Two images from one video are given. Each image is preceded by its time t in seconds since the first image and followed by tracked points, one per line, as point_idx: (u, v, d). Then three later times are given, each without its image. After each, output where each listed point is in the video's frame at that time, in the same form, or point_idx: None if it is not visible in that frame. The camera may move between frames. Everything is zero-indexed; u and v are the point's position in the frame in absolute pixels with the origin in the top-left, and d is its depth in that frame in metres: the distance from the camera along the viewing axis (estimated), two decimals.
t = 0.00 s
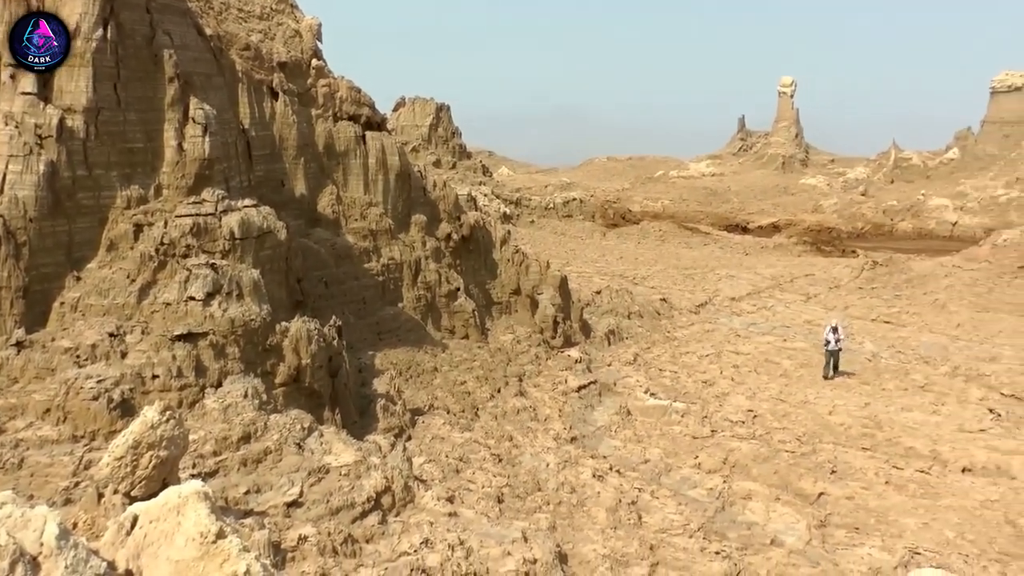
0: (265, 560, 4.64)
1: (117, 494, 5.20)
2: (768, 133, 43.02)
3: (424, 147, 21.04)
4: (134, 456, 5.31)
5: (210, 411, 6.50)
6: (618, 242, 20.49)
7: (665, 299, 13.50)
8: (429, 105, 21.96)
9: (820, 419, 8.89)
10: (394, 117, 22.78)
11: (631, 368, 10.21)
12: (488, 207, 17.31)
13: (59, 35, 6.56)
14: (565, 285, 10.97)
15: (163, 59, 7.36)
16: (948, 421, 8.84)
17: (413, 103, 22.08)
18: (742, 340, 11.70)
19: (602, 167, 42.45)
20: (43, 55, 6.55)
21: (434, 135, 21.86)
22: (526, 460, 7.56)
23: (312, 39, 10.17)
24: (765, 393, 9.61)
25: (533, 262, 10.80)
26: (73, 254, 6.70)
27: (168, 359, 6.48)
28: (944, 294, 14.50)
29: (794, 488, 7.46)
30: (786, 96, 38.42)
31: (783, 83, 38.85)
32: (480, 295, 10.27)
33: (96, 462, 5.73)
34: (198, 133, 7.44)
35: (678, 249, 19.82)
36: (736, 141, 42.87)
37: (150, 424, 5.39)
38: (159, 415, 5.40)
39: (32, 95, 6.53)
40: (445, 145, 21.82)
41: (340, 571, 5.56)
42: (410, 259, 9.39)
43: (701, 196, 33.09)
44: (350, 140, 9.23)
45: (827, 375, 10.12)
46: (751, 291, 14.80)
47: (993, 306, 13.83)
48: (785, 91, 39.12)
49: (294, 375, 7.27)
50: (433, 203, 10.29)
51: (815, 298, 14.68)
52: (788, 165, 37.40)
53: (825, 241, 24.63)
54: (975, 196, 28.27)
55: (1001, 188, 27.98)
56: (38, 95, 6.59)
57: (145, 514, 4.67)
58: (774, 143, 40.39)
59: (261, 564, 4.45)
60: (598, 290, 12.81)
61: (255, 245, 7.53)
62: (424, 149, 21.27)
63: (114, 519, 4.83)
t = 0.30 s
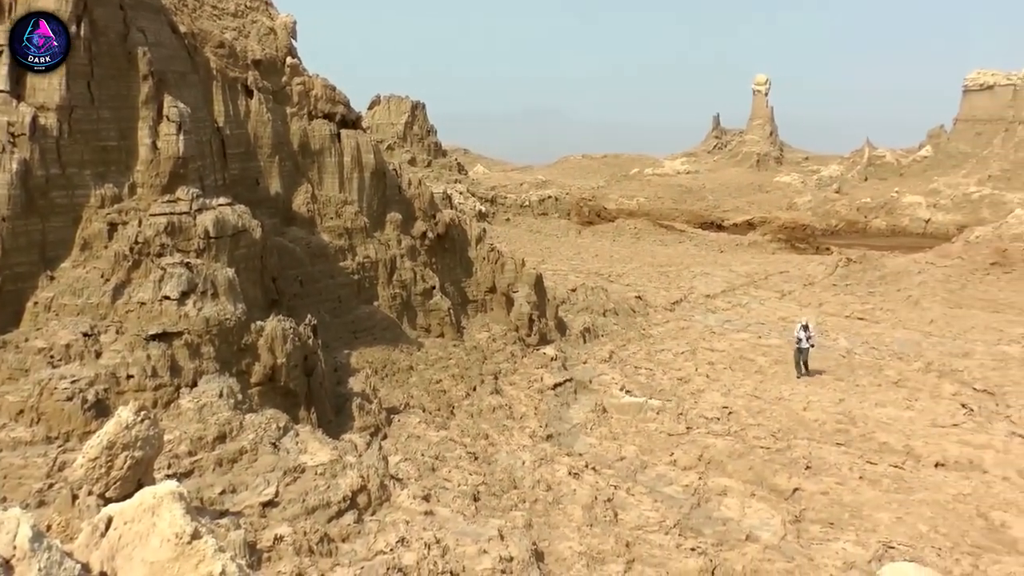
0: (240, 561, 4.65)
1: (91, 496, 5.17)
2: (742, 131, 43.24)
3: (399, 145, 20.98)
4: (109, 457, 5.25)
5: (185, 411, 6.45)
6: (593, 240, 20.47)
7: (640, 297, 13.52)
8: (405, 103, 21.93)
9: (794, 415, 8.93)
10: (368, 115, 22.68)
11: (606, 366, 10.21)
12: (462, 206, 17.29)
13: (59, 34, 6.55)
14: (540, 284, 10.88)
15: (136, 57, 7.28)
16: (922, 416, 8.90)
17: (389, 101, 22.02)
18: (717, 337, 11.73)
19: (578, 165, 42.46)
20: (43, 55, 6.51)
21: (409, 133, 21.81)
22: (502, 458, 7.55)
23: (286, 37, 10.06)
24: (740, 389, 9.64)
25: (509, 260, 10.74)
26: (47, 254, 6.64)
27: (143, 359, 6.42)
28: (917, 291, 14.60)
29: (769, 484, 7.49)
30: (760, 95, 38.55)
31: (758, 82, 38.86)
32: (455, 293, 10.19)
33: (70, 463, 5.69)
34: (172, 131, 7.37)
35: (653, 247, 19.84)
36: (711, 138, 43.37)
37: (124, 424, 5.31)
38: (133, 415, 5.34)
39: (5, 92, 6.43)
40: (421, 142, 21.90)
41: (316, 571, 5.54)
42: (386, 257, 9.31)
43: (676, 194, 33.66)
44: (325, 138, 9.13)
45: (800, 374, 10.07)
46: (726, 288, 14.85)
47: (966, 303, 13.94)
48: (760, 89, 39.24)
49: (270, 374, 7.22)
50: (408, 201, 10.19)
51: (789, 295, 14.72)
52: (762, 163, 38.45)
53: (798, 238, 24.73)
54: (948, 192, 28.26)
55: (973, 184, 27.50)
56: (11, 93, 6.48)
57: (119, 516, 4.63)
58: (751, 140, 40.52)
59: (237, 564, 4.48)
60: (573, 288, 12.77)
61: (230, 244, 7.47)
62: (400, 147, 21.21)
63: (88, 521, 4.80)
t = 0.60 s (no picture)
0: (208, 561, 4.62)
1: (57, 498, 5.14)
2: (709, 130, 43.36)
3: (368, 143, 20.81)
4: (76, 459, 5.21)
5: (154, 411, 6.37)
6: (560, 237, 20.39)
7: (608, 294, 13.53)
8: (372, 101, 21.72)
9: (762, 411, 8.98)
10: (334, 113, 22.46)
11: (575, 364, 10.22)
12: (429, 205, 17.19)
13: (58, 35, 6.71)
14: (508, 281, 10.89)
15: (103, 54, 7.10)
16: (888, 411, 8.99)
17: (357, 99, 21.81)
18: (684, 334, 11.77)
19: (547, 163, 42.28)
20: (43, 55, 6.62)
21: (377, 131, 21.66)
22: (471, 457, 7.54)
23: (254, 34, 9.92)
24: (708, 386, 9.69)
25: (477, 258, 10.71)
26: (13, 254, 6.57)
27: (111, 359, 6.35)
28: (883, 287, 14.74)
29: (736, 480, 7.54)
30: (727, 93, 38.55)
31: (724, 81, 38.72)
32: (423, 292, 10.09)
33: (37, 467, 5.61)
34: (140, 129, 7.23)
35: (621, 244, 19.83)
36: (678, 137, 43.18)
37: (92, 425, 5.26)
38: (101, 416, 5.29)
39: None
40: (389, 140, 21.54)
41: (285, 571, 5.51)
42: (354, 255, 9.20)
43: (643, 191, 33.10)
44: (293, 136, 8.99)
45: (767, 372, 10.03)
46: (694, 286, 14.87)
47: (931, 299, 14.08)
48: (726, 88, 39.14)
49: (238, 374, 7.16)
50: (377, 199, 10.05)
51: (756, 292, 14.76)
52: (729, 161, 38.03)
53: (764, 236, 24.76)
54: (913, 190, 27.97)
55: (937, 180, 27.31)
56: None
57: (86, 518, 4.63)
58: (717, 138, 40.63)
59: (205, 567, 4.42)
60: (541, 286, 12.69)
61: (198, 242, 7.39)
62: (369, 145, 21.02)
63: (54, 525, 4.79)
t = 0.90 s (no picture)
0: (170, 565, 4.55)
1: (14, 502, 5.00)
2: (669, 127, 43.42)
3: (330, 140, 20.64)
4: (34, 462, 5.03)
5: (114, 411, 6.23)
6: (522, 235, 20.30)
7: (570, 292, 13.55)
8: (335, 98, 21.32)
9: (722, 407, 9.05)
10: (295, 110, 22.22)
11: (536, 361, 10.22)
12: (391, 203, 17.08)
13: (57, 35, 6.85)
14: (469, 278, 10.90)
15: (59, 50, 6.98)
16: (847, 406, 9.08)
17: (318, 96, 21.35)
18: (645, 331, 11.80)
19: (509, 161, 42.08)
20: (43, 55, 6.77)
21: (339, 128, 21.30)
22: (433, 455, 7.53)
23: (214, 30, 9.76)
24: (669, 382, 9.74)
25: (438, 255, 10.73)
26: None
27: (69, 359, 6.21)
28: (842, 283, 14.88)
29: (698, 476, 7.58)
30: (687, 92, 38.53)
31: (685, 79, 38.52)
32: (384, 289, 10.03)
33: None
34: (99, 126, 7.09)
35: (581, 241, 19.79)
36: (639, 135, 43.00)
37: (50, 427, 5.10)
38: (60, 417, 5.13)
39: None
40: (351, 138, 21.41)
41: (246, 572, 5.45)
42: (315, 254, 9.15)
43: (605, 188, 32.94)
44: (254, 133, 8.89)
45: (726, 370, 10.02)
46: (655, 283, 14.91)
47: (890, 295, 14.22)
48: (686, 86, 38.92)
49: (199, 373, 7.03)
50: (337, 197, 10.00)
51: (717, 289, 14.80)
52: (690, 159, 38.15)
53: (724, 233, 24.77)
54: (872, 187, 27.33)
55: (897, 179, 26.42)
56: None
57: (44, 521, 4.53)
58: (677, 137, 40.69)
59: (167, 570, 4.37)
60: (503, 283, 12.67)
61: (158, 240, 7.26)
62: (330, 143, 20.67)
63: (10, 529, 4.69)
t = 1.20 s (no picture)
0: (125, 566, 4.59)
1: None
2: (627, 125, 43.41)
3: (287, 138, 20.66)
4: None
5: (69, 412, 6.08)
6: (481, 231, 20.21)
7: (529, 289, 13.54)
8: (292, 97, 21.97)
9: (682, 402, 9.09)
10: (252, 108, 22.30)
11: (496, 358, 10.22)
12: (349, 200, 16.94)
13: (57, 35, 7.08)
14: (428, 275, 10.86)
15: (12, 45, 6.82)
16: (805, 400, 9.16)
17: (275, 95, 21.94)
18: (605, 327, 11.83)
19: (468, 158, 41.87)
20: (43, 55, 6.98)
21: (297, 126, 21.87)
22: (393, 453, 7.50)
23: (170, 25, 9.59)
24: (629, 378, 9.79)
25: (397, 254, 10.69)
26: None
27: (24, 360, 6.05)
28: (801, 279, 14.99)
29: (657, 471, 7.62)
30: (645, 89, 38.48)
31: (643, 75, 38.37)
32: (343, 286, 9.91)
33: None
34: (53, 122, 6.94)
35: (539, 238, 19.72)
36: (597, 131, 42.88)
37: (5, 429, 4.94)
38: (14, 419, 5.01)
39: None
40: (308, 136, 21.86)
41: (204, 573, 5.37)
42: (273, 251, 9.00)
43: (564, 185, 32.86)
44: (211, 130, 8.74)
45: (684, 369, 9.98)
46: (614, 279, 14.93)
47: (847, 290, 14.35)
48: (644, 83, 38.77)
49: (156, 373, 6.89)
50: (296, 195, 9.82)
51: (676, 285, 14.86)
52: (649, 155, 38.16)
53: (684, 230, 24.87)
54: (830, 184, 27.41)
55: (855, 175, 26.62)
56: None
57: None
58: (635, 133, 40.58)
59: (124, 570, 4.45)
60: (462, 281, 12.67)
61: (114, 238, 7.07)
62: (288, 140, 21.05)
63: None
